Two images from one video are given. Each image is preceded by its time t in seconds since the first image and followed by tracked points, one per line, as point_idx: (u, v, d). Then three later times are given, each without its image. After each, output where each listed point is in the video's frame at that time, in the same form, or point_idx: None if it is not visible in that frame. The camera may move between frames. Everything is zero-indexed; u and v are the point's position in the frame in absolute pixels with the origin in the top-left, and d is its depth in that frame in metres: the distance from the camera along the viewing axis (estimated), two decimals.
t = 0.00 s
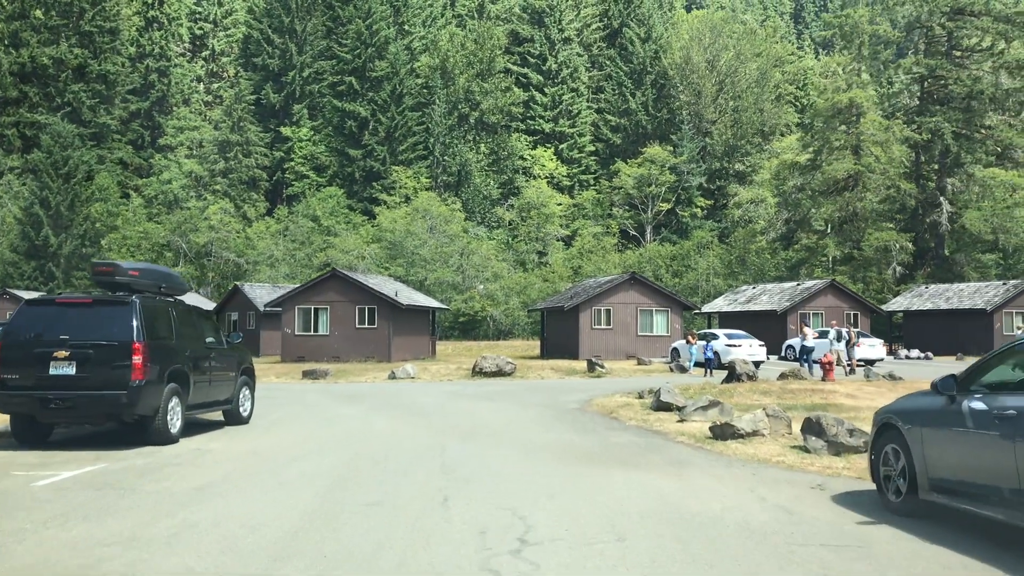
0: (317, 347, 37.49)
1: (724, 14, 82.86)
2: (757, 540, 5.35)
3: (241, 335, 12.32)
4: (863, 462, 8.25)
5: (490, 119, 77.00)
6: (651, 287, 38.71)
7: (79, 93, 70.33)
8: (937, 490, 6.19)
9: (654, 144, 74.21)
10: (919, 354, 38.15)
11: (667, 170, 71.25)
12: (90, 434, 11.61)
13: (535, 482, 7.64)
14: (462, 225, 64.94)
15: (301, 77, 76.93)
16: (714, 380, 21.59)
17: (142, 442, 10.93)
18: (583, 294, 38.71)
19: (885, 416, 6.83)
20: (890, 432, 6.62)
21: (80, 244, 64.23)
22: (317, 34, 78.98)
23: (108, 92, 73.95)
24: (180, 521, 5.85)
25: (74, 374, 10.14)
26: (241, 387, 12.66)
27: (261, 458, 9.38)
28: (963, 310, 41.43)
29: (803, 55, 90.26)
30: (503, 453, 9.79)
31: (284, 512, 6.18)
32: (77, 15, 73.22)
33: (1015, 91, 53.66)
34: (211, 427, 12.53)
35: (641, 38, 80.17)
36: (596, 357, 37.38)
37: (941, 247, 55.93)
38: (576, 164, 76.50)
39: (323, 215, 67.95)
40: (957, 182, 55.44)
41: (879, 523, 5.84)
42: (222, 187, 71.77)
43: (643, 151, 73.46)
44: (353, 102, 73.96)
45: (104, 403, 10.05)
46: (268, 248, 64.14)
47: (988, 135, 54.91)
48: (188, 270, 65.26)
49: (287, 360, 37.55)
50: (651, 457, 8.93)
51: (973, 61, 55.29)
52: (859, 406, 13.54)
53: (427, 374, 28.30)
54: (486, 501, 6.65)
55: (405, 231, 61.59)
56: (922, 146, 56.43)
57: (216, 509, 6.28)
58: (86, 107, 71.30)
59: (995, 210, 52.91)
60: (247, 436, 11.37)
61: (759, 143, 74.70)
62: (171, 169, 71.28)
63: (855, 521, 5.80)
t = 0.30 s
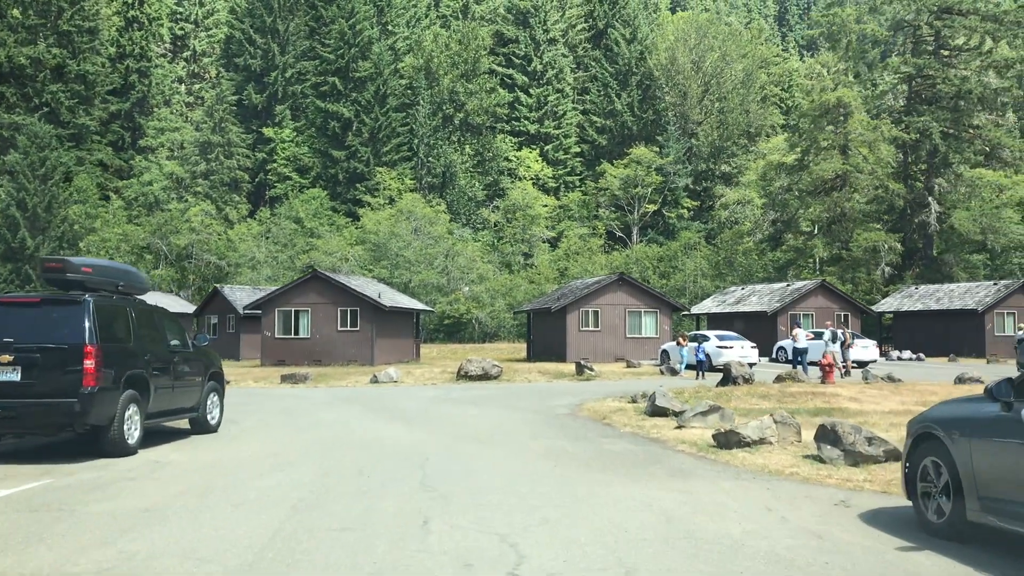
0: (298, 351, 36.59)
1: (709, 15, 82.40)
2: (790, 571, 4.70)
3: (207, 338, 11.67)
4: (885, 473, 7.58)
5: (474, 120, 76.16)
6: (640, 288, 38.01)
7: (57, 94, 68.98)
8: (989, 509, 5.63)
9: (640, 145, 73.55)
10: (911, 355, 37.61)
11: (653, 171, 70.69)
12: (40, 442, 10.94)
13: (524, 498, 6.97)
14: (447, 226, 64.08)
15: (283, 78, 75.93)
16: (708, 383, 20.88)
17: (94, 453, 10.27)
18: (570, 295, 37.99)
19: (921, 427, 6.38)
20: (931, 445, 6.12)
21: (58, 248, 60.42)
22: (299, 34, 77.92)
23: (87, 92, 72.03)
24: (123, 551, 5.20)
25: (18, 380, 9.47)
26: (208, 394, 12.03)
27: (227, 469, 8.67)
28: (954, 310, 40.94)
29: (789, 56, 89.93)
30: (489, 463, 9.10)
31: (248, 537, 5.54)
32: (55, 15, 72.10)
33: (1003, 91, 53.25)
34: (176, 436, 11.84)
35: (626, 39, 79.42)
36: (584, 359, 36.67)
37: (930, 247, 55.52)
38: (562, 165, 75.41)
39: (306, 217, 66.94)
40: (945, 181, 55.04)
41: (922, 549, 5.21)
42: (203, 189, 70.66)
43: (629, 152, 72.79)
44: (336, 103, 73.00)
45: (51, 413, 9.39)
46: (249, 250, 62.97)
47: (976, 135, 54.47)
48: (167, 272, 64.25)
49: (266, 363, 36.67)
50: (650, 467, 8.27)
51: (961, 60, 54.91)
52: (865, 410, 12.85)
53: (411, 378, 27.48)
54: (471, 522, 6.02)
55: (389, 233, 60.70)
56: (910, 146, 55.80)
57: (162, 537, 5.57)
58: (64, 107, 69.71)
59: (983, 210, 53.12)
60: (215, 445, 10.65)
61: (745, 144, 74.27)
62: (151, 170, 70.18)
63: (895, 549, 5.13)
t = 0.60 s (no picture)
0: (276, 356, 35.74)
1: (693, 17, 82.02)
2: None
3: (168, 342, 11.00)
4: (911, 489, 7.04)
5: (457, 122, 75.28)
6: (626, 290, 37.33)
7: (33, 94, 68.17)
8: None
9: (624, 147, 72.90)
10: (900, 357, 37.16)
11: (638, 173, 70.25)
12: None
13: (505, 519, 6.37)
14: (430, 229, 63.27)
15: (264, 79, 75.00)
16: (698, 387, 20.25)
17: (42, 467, 9.53)
18: (556, 297, 37.32)
19: (969, 440, 5.84)
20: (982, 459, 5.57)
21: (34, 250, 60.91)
22: (280, 35, 76.91)
23: (64, 92, 70.85)
24: None
25: None
26: (169, 400, 11.42)
27: (186, 486, 8.05)
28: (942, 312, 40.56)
29: (772, 59, 89.66)
30: (471, 476, 8.50)
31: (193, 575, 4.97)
32: (32, 14, 70.99)
33: (988, 92, 52.89)
34: (135, 446, 11.20)
35: (610, 42, 78.73)
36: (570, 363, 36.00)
37: (915, 249, 55.20)
38: (546, 167, 74.83)
39: (287, 219, 65.92)
40: (931, 182, 54.74)
41: None
42: (183, 191, 69.64)
43: (613, 154, 72.26)
44: (318, 104, 72.05)
45: None
46: (229, 253, 62.00)
47: (961, 136, 54.13)
48: (145, 275, 62.87)
49: (244, 367, 35.85)
50: (646, 481, 7.65)
51: (946, 61, 54.56)
52: (868, 416, 12.24)
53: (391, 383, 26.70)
54: (444, 552, 5.46)
55: (371, 235, 59.91)
56: (896, 148, 55.31)
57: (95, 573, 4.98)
58: (41, 107, 68.53)
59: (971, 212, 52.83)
60: (177, 457, 9.99)
61: (729, 147, 73.88)
62: (130, 172, 69.21)
63: None
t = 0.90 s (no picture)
0: (261, 355, 34.88)
1: (685, 14, 81.20)
2: None
3: (132, 339, 10.30)
4: (959, 507, 6.40)
5: (448, 120, 74.02)
6: (620, 288, 36.55)
7: (17, 90, 66.83)
8: None
9: (616, 145, 72.04)
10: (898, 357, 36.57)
11: (630, 171, 69.57)
12: None
13: (494, 544, 5.69)
14: (420, 227, 62.37)
15: (252, 75, 73.90)
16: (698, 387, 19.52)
17: None
18: (548, 295, 36.54)
19: None
20: None
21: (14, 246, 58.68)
22: (269, 31, 75.65)
23: (49, 88, 69.62)
24: None
25: None
26: (134, 402, 10.62)
27: (144, 503, 7.35)
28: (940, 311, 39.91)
29: (763, 57, 89.02)
30: (459, 489, 7.82)
31: None
32: (15, 9, 69.50)
33: (984, 89, 52.04)
34: (98, 452, 10.45)
35: (602, 39, 77.85)
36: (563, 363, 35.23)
37: (910, 248, 54.58)
38: (537, 165, 74.02)
39: (275, 216, 64.92)
40: (926, 180, 54.16)
41: None
42: (169, 188, 68.65)
43: (605, 152, 71.47)
44: (306, 101, 70.91)
45: None
46: (215, 251, 61.03)
47: (958, 134, 53.44)
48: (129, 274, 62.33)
49: (227, 367, 35.00)
50: (652, 496, 6.96)
51: (942, 58, 53.94)
52: (886, 419, 11.55)
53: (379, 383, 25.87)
54: None
55: (360, 233, 59.05)
56: (892, 145, 54.69)
57: None
58: (25, 103, 67.23)
59: (966, 211, 52.36)
60: (141, 468, 9.27)
61: (721, 145, 73.20)
62: (116, 169, 68.26)
63: None
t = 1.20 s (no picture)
0: (248, 354, 34.09)
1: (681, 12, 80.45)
2: None
3: (95, 335, 9.83)
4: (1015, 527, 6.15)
5: (440, 117, 73.09)
6: (617, 286, 35.85)
7: (5, 86, 65.56)
8: None
9: (611, 143, 71.22)
10: (898, 356, 36.10)
11: (625, 169, 68.88)
12: None
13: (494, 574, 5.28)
14: (413, 225, 61.56)
15: (243, 72, 72.95)
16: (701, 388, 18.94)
17: None
18: (543, 293, 35.86)
19: None
20: None
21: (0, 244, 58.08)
22: (261, 27, 74.67)
23: (37, 84, 68.53)
24: None
25: None
26: (100, 405, 9.97)
27: (102, 527, 6.91)
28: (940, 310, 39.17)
29: (758, 55, 88.36)
30: (443, 502, 7.35)
31: None
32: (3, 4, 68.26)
33: (983, 86, 51.20)
34: (60, 458, 9.84)
35: (596, 36, 77.09)
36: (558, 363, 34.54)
37: (909, 246, 53.87)
38: (531, 164, 73.29)
39: (266, 214, 64.01)
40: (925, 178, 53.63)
41: None
42: (159, 186, 67.72)
43: (600, 150, 70.76)
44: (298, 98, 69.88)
45: None
46: (205, 249, 60.13)
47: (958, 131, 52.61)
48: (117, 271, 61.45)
49: (214, 367, 34.22)
50: (653, 517, 6.45)
51: (940, 54, 53.31)
52: (909, 422, 11.08)
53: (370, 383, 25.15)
54: None
55: (352, 231, 58.26)
56: (890, 142, 54.10)
57: None
58: (13, 99, 66.02)
59: (965, 209, 51.82)
60: (107, 476, 8.82)
61: (716, 144, 72.51)
62: (104, 166, 67.41)
63: None
